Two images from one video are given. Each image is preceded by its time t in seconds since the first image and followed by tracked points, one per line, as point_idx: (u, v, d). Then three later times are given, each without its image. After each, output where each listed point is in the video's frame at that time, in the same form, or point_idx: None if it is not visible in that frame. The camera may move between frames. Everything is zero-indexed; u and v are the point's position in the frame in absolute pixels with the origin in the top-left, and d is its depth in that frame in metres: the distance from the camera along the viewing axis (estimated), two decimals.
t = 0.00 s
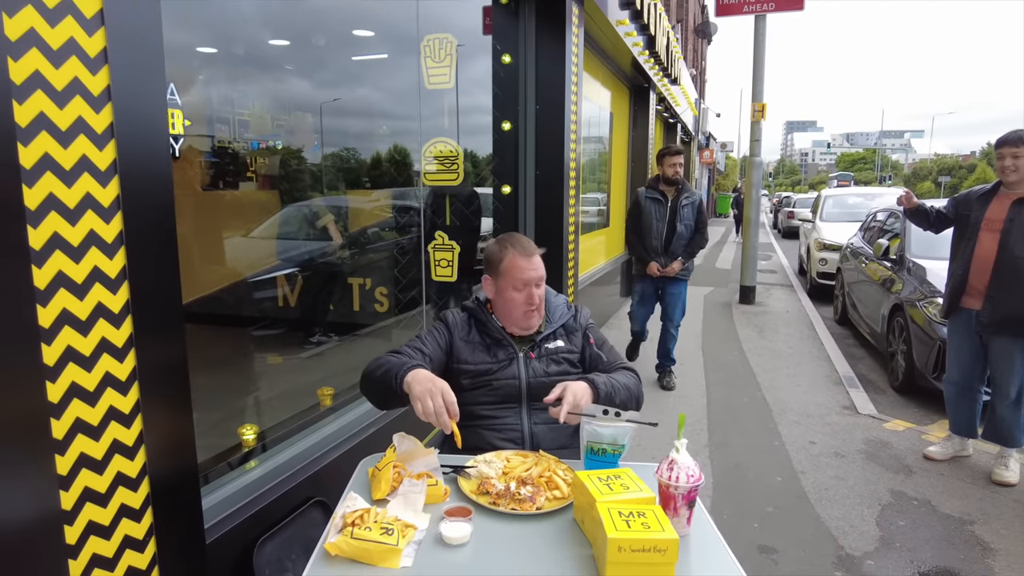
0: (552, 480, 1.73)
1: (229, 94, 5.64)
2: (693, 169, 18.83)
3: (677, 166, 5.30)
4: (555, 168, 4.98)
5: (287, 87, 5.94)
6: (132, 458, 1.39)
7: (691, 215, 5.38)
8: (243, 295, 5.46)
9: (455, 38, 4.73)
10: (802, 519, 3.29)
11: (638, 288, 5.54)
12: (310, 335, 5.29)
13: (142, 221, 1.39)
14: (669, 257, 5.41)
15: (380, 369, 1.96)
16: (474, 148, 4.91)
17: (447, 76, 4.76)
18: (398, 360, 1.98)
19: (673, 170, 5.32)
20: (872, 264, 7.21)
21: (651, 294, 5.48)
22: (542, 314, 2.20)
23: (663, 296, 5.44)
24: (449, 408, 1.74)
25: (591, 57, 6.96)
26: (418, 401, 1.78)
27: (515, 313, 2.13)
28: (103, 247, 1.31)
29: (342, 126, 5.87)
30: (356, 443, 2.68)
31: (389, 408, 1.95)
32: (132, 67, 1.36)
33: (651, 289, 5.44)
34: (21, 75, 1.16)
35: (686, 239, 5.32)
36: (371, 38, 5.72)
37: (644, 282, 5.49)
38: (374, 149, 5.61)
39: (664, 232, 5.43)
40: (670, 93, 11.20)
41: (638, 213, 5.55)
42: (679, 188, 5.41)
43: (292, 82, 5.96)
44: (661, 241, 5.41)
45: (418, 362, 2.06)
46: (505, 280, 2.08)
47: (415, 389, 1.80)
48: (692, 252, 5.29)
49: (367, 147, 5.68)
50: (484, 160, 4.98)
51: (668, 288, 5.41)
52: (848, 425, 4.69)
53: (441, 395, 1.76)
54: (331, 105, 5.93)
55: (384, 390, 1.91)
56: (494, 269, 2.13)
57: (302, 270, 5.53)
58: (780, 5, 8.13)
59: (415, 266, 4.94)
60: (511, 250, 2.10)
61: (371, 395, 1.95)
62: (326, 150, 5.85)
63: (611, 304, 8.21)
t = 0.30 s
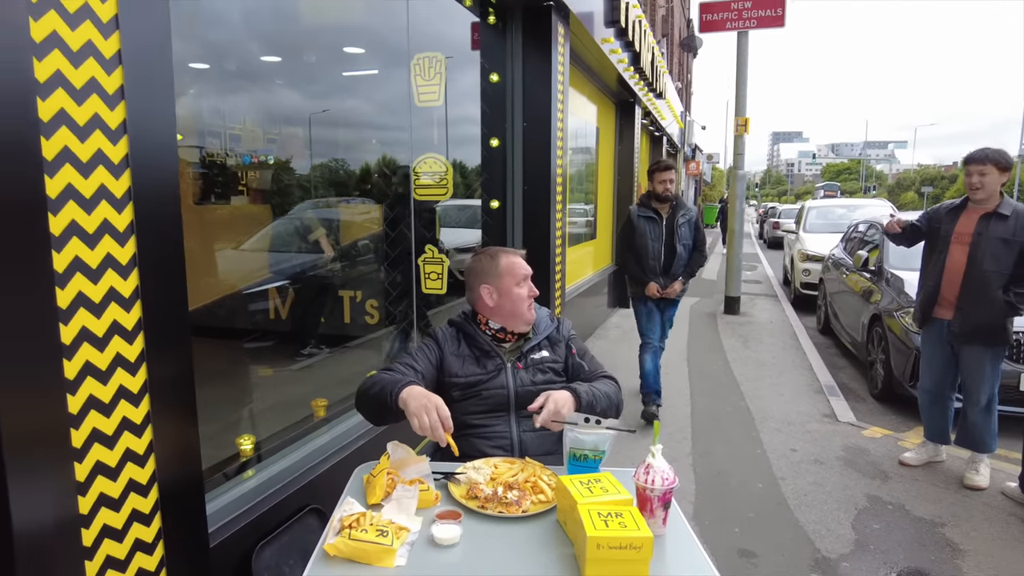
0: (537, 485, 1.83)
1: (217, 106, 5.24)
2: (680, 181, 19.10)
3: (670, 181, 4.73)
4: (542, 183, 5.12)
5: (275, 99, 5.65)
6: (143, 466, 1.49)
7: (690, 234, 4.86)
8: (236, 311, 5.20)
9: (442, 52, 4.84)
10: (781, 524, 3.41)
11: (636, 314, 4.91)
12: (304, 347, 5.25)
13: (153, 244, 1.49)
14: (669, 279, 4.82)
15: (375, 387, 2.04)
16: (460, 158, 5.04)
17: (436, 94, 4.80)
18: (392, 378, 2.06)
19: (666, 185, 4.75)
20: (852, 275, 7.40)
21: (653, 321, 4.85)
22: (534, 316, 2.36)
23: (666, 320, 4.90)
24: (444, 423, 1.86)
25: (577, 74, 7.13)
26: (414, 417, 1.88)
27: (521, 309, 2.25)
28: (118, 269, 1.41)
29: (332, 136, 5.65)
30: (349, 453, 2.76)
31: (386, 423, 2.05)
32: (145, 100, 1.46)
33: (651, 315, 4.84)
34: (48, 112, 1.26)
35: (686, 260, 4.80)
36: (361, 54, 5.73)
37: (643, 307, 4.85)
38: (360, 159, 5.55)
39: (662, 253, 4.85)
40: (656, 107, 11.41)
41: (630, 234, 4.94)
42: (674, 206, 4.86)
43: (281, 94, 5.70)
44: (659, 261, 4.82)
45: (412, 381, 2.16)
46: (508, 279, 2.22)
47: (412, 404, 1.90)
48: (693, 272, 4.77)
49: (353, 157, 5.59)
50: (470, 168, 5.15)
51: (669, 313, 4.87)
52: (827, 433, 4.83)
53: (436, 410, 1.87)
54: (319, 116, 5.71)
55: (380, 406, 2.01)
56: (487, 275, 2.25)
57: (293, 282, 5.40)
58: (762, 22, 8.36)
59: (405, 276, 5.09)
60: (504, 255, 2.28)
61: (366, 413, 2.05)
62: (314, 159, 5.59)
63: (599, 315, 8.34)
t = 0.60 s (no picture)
0: (526, 486, 1.93)
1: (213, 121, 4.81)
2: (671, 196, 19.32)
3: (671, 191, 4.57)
4: (533, 199, 5.25)
5: (268, 113, 5.43)
6: (155, 467, 1.58)
7: (694, 244, 4.70)
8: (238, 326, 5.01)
9: (434, 69, 5.04)
10: (767, 530, 3.50)
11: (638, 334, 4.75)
12: (298, 360, 5.24)
13: (167, 259, 1.60)
14: (673, 294, 4.68)
15: (374, 396, 2.14)
16: (452, 172, 5.12)
17: (430, 113, 4.96)
18: (390, 386, 2.16)
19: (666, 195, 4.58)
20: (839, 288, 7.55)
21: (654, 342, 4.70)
22: (524, 327, 2.46)
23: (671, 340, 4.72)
24: (442, 427, 1.96)
25: (568, 92, 7.30)
26: (414, 421, 1.98)
27: (512, 320, 2.36)
28: (134, 282, 1.51)
29: (326, 151, 5.73)
30: (346, 461, 2.84)
31: (384, 429, 2.15)
32: (161, 127, 1.57)
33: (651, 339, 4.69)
34: (75, 138, 1.36)
35: (691, 273, 4.66)
36: (357, 72, 5.89)
37: (646, 326, 4.71)
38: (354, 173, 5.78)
39: (666, 267, 4.66)
40: (646, 123, 11.61)
41: (630, 247, 4.73)
42: (675, 216, 4.69)
43: (275, 109, 5.50)
44: (665, 275, 4.64)
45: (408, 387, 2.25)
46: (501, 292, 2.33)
47: (412, 410, 2.00)
48: (699, 286, 4.62)
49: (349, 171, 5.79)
50: (463, 183, 5.24)
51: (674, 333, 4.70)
52: (813, 442, 4.94)
53: (435, 416, 1.97)
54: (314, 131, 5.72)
55: (379, 413, 2.11)
56: (480, 286, 2.35)
57: (288, 296, 5.33)
58: (749, 41, 8.57)
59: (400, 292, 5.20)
60: (497, 268, 2.38)
61: (365, 420, 2.15)
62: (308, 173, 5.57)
63: (591, 327, 8.44)
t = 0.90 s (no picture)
0: (526, 485, 2.02)
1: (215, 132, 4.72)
2: (665, 207, 19.46)
3: (697, 210, 4.14)
4: (531, 210, 5.36)
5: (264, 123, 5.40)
6: (174, 464, 1.67)
7: (719, 268, 4.20)
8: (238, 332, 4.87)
9: (432, 82, 5.15)
10: (759, 532, 3.59)
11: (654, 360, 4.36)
12: (299, 369, 5.11)
13: (188, 267, 1.70)
14: (693, 323, 4.19)
15: (381, 398, 2.23)
16: (450, 183, 5.23)
17: (431, 125, 5.08)
18: (396, 389, 2.25)
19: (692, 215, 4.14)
20: (832, 297, 7.67)
21: (669, 372, 4.34)
22: (524, 333, 2.56)
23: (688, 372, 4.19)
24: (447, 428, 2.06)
25: (564, 105, 7.44)
26: (419, 422, 2.08)
27: (513, 325, 2.46)
28: (158, 289, 1.61)
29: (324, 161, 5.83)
30: (350, 464, 2.93)
31: (390, 430, 2.23)
32: (183, 144, 1.67)
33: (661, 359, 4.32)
34: (107, 155, 1.47)
35: (715, 300, 4.17)
36: (357, 86, 5.95)
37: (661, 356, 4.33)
38: (353, 185, 5.84)
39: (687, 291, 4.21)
40: (641, 135, 11.76)
41: (651, 268, 4.31)
42: (701, 237, 4.25)
43: (272, 120, 5.44)
44: (684, 301, 4.18)
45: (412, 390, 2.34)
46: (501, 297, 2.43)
47: (418, 411, 2.09)
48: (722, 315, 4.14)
49: (346, 182, 5.84)
50: (460, 194, 5.34)
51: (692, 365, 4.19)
52: (806, 448, 5.03)
53: (440, 417, 2.07)
54: (310, 142, 5.77)
55: (386, 414, 2.20)
56: (482, 293, 2.45)
57: (289, 307, 5.31)
58: (742, 55, 8.73)
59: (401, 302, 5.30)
60: (496, 276, 2.47)
61: (372, 421, 2.24)
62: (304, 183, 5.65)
63: (587, 337, 8.53)
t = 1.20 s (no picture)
0: (521, 485, 2.07)
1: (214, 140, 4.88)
2: (657, 216, 19.63)
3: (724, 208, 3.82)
4: (524, 219, 5.44)
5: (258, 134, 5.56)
6: (179, 465, 1.73)
7: (749, 269, 3.89)
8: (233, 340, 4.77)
9: (426, 92, 5.17)
10: (748, 535, 3.65)
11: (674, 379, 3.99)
12: (294, 376, 5.07)
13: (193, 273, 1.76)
14: (726, 330, 3.90)
15: (378, 402, 2.28)
16: (443, 193, 5.30)
17: (425, 136, 5.15)
18: (393, 393, 2.30)
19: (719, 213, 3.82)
20: (821, 305, 7.78)
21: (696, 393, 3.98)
22: (518, 338, 2.62)
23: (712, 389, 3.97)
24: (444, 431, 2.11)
25: (557, 115, 7.54)
26: (417, 425, 2.12)
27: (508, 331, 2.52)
28: (165, 293, 1.68)
29: (317, 171, 6.05)
30: (347, 469, 2.98)
31: (386, 433, 2.29)
32: (190, 155, 1.75)
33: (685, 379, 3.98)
34: (117, 165, 1.54)
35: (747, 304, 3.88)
36: (352, 97, 5.89)
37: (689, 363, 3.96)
38: (347, 194, 6.05)
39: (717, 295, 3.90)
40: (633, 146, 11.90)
41: (675, 271, 3.98)
42: (728, 234, 3.92)
43: (265, 130, 5.62)
44: (715, 306, 3.88)
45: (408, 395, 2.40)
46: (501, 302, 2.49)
47: (415, 414, 2.14)
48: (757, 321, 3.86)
49: (340, 191, 6.05)
50: (453, 203, 5.40)
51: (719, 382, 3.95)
52: (796, 453, 5.10)
53: (437, 420, 2.12)
54: (304, 152, 5.95)
55: (383, 418, 2.25)
56: (478, 300, 2.50)
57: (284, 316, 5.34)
58: (732, 67, 8.89)
59: (397, 310, 5.21)
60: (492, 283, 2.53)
61: (369, 424, 2.29)
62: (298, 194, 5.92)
63: (580, 345, 8.60)
